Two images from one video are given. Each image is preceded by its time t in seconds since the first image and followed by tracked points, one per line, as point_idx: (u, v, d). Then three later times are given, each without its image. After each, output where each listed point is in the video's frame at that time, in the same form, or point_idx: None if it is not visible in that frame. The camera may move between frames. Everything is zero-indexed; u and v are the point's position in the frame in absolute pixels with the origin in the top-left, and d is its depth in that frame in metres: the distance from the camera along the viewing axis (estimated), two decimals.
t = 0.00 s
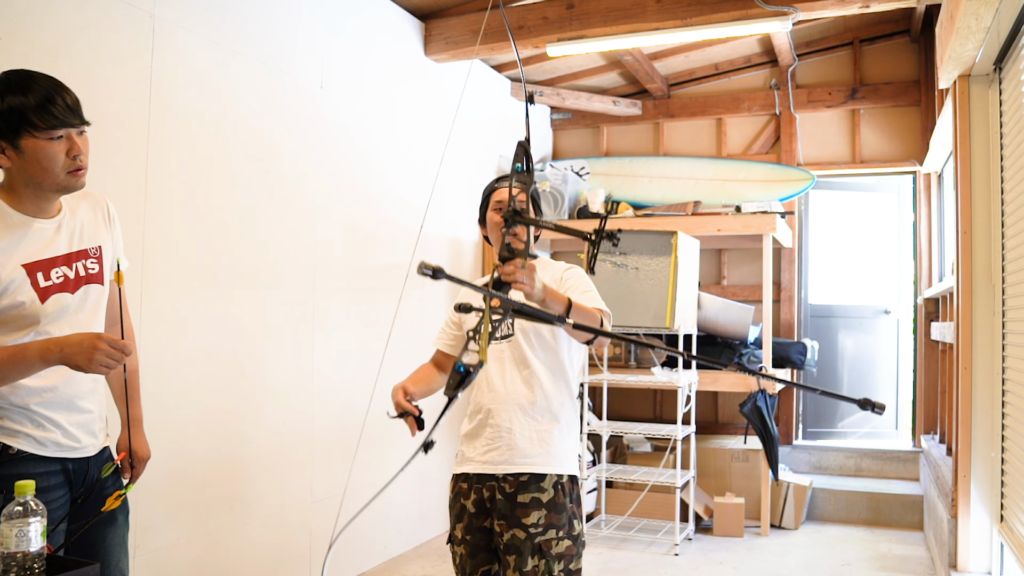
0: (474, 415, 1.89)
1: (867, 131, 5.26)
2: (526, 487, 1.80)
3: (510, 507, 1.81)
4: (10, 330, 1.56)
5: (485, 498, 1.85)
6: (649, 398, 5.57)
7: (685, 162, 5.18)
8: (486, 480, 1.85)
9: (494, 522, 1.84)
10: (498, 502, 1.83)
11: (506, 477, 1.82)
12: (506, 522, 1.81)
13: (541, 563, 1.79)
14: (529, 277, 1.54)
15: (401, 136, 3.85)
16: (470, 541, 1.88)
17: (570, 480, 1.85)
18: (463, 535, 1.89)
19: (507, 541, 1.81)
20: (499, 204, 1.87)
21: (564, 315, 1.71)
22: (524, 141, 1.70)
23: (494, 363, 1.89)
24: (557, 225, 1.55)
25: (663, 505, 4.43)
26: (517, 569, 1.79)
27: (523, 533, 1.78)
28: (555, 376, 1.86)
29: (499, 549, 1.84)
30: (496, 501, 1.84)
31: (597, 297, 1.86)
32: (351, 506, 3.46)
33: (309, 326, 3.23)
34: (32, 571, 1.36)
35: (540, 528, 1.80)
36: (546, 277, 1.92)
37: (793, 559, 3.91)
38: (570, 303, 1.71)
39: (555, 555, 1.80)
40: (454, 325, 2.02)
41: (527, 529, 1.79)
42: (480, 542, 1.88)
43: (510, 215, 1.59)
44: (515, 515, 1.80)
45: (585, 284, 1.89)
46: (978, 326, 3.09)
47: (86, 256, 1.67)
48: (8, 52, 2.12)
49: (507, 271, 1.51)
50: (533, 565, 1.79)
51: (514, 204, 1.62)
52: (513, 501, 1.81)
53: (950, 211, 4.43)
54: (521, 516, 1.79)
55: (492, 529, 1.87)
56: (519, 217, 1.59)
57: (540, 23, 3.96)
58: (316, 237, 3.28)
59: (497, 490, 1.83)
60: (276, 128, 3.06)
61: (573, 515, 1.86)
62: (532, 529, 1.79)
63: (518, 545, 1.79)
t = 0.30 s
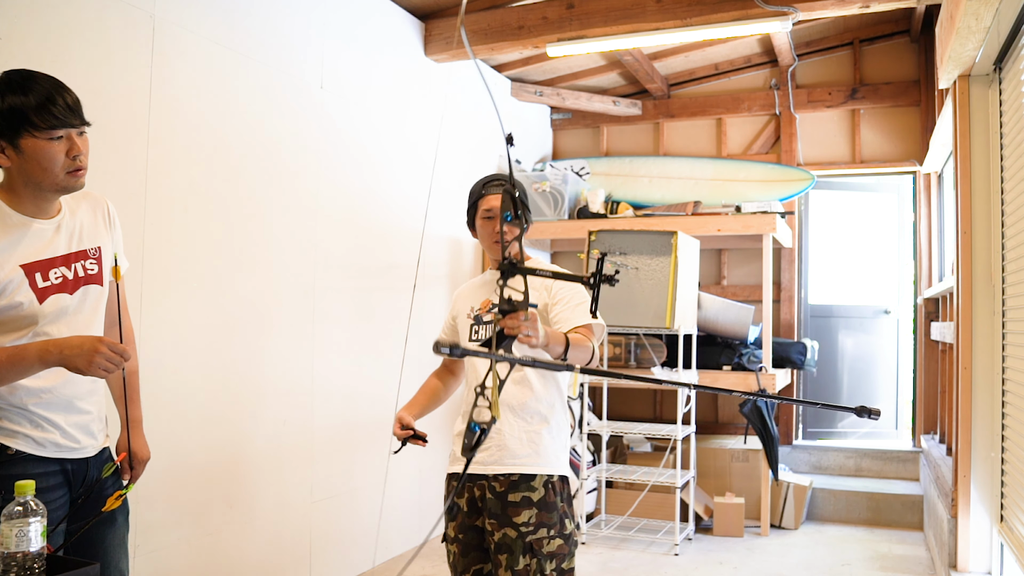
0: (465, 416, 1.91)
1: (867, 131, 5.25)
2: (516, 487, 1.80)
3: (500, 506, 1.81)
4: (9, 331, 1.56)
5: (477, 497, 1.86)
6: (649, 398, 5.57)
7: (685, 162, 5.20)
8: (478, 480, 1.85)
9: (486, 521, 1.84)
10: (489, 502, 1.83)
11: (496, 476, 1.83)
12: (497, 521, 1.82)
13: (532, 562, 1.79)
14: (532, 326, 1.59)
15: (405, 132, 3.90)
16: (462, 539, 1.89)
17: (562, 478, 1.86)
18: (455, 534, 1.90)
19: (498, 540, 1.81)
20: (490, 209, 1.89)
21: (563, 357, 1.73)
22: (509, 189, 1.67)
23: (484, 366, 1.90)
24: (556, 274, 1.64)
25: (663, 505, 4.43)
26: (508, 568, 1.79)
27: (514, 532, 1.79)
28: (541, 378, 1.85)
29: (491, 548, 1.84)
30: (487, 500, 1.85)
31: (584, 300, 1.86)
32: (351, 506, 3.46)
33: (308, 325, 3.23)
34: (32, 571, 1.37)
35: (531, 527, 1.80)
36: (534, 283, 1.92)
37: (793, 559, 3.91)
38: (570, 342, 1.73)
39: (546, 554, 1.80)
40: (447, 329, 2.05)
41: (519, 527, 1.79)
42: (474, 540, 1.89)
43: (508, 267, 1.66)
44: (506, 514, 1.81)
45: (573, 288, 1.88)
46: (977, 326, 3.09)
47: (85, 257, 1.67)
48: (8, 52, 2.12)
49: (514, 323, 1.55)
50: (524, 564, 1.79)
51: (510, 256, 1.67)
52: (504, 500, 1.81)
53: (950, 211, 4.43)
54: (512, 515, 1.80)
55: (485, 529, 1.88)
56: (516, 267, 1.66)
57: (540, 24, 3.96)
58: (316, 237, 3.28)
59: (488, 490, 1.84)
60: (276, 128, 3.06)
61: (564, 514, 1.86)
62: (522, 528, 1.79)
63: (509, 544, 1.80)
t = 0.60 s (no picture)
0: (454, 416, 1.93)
1: (867, 131, 5.25)
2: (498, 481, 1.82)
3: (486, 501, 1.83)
4: (6, 332, 1.56)
5: (465, 494, 1.88)
6: (649, 398, 5.57)
7: (686, 162, 5.20)
8: (467, 478, 1.88)
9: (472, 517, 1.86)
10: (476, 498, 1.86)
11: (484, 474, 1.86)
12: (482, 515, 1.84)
13: (509, 558, 1.81)
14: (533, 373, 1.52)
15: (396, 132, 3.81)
16: (447, 535, 1.89)
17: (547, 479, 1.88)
18: (439, 528, 1.91)
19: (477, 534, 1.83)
20: (473, 217, 1.93)
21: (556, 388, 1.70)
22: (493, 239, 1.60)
23: (470, 368, 1.91)
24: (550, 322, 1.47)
25: (663, 505, 4.43)
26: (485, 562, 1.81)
27: (495, 526, 1.81)
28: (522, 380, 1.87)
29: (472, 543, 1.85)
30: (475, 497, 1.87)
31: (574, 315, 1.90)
32: (351, 505, 3.46)
33: (308, 325, 3.23)
34: (32, 571, 1.36)
35: (510, 522, 1.81)
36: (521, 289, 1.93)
37: (793, 559, 3.91)
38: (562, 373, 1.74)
39: (523, 551, 1.81)
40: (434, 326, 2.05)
41: (499, 521, 1.81)
42: (458, 538, 1.89)
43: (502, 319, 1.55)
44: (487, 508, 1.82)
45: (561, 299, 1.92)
46: (978, 326, 3.08)
47: (84, 257, 1.67)
48: (8, 52, 2.12)
49: (514, 375, 1.49)
50: (501, 559, 1.80)
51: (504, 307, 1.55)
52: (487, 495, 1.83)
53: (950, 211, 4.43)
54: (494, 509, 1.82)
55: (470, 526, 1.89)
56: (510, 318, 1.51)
57: (540, 23, 3.96)
58: (316, 237, 3.28)
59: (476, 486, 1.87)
60: (276, 127, 3.06)
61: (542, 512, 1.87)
62: (501, 522, 1.81)
63: (489, 538, 1.82)
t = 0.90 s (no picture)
0: (446, 418, 1.92)
1: (867, 131, 5.25)
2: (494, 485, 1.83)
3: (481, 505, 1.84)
4: (6, 330, 1.56)
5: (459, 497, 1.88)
6: (649, 398, 5.58)
7: (685, 162, 5.20)
8: (461, 480, 1.87)
9: (466, 518, 1.87)
10: (470, 500, 1.86)
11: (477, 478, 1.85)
12: (478, 518, 1.85)
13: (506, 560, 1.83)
14: (540, 412, 1.69)
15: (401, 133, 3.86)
16: (445, 536, 1.92)
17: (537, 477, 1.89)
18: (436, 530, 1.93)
19: (475, 536, 1.85)
20: (472, 221, 1.93)
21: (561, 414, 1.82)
22: (485, 292, 1.76)
23: (464, 370, 1.91)
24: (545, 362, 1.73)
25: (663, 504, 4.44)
26: (484, 564, 1.83)
27: (490, 530, 1.82)
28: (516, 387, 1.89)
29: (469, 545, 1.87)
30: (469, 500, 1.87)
31: (574, 324, 1.90)
32: (351, 504, 3.47)
33: (308, 326, 3.23)
34: (32, 571, 1.37)
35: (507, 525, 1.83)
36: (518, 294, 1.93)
37: (793, 559, 3.91)
38: (563, 398, 1.84)
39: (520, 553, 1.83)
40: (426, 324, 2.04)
41: (494, 524, 1.83)
42: (454, 538, 1.92)
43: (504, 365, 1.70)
44: (483, 512, 1.84)
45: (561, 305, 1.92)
46: (978, 326, 3.08)
47: (82, 257, 1.67)
48: (7, 51, 2.12)
49: (528, 418, 1.67)
50: (500, 562, 1.82)
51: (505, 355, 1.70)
52: (483, 498, 1.84)
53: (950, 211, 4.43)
54: (489, 512, 1.83)
55: (464, 527, 1.90)
56: (513, 364, 1.69)
57: (540, 24, 3.96)
58: (316, 237, 3.28)
59: (469, 489, 1.86)
60: (276, 127, 3.07)
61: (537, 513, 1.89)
62: (498, 525, 1.83)
63: (485, 541, 1.83)
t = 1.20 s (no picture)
0: (448, 416, 1.91)
1: (867, 131, 5.25)
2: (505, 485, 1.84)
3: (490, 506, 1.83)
4: (7, 331, 1.56)
5: (465, 498, 1.88)
6: (649, 398, 5.58)
7: (685, 162, 5.20)
8: (465, 480, 1.88)
9: (474, 520, 1.88)
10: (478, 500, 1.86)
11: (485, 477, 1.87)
12: (487, 519, 1.85)
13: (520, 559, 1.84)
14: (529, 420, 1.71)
15: (399, 132, 3.85)
16: (450, 540, 1.92)
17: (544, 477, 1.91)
18: (442, 535, 1.92)
19: (486, 537, 1.85)
20: (471, 218, 1.93)
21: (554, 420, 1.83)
22: (469, 307, 1.75)
23: (466, 369, 1.90)
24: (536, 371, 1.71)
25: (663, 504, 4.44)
26: (497, 565, 1.83)
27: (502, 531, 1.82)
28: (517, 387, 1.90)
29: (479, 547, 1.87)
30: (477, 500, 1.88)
31: (575, 324, 1.92)
32: (351, 504, 3.47)
33: (308, 326, 3.23)
34: (32, 571, 1.37)
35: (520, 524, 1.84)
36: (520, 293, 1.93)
37: (793, 559, 3.91)
38: (555, 401, 1.84)
39: (534, 551, 1.85)
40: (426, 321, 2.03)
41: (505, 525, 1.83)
42: (460, 541, 1.92)
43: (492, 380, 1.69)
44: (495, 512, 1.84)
45: (562, 306, 1.93)
46: (978, 326, 3.08)
47: (83, 258, 1.67)
48: (7, 52, 2.12)
49: (516, 429, 1.69)
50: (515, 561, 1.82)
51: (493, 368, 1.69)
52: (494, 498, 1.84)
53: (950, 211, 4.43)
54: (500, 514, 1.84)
55: (471, 529, 1.91)
56: (500, 377, 1.68)
57: (540, 24, 3.96)
58: (316, 237, 3.28)
59: (477, 490, 1.87)
60: (276, 127, 3.07)
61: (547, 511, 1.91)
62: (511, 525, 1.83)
63: (498, 542, 1.84)
